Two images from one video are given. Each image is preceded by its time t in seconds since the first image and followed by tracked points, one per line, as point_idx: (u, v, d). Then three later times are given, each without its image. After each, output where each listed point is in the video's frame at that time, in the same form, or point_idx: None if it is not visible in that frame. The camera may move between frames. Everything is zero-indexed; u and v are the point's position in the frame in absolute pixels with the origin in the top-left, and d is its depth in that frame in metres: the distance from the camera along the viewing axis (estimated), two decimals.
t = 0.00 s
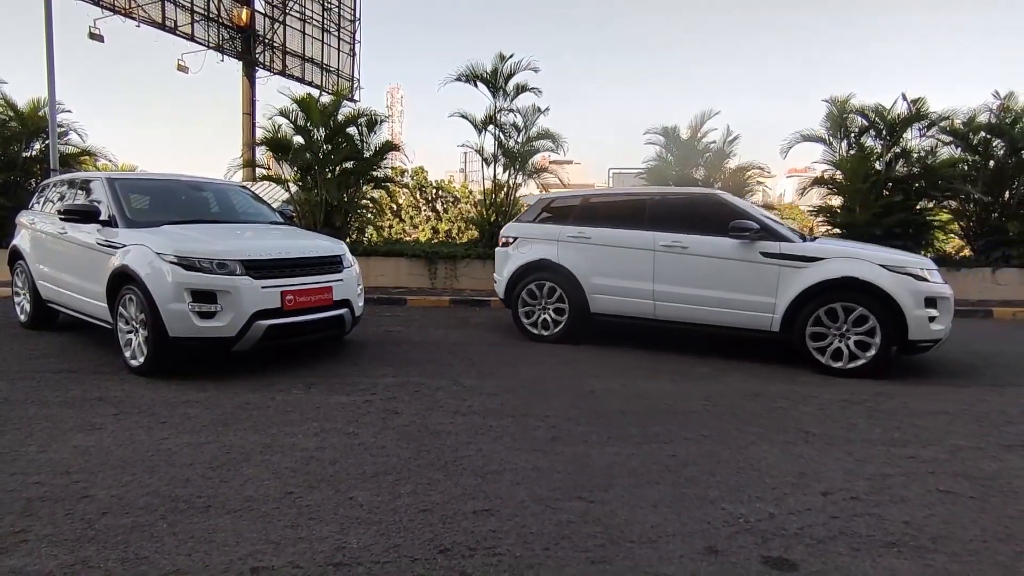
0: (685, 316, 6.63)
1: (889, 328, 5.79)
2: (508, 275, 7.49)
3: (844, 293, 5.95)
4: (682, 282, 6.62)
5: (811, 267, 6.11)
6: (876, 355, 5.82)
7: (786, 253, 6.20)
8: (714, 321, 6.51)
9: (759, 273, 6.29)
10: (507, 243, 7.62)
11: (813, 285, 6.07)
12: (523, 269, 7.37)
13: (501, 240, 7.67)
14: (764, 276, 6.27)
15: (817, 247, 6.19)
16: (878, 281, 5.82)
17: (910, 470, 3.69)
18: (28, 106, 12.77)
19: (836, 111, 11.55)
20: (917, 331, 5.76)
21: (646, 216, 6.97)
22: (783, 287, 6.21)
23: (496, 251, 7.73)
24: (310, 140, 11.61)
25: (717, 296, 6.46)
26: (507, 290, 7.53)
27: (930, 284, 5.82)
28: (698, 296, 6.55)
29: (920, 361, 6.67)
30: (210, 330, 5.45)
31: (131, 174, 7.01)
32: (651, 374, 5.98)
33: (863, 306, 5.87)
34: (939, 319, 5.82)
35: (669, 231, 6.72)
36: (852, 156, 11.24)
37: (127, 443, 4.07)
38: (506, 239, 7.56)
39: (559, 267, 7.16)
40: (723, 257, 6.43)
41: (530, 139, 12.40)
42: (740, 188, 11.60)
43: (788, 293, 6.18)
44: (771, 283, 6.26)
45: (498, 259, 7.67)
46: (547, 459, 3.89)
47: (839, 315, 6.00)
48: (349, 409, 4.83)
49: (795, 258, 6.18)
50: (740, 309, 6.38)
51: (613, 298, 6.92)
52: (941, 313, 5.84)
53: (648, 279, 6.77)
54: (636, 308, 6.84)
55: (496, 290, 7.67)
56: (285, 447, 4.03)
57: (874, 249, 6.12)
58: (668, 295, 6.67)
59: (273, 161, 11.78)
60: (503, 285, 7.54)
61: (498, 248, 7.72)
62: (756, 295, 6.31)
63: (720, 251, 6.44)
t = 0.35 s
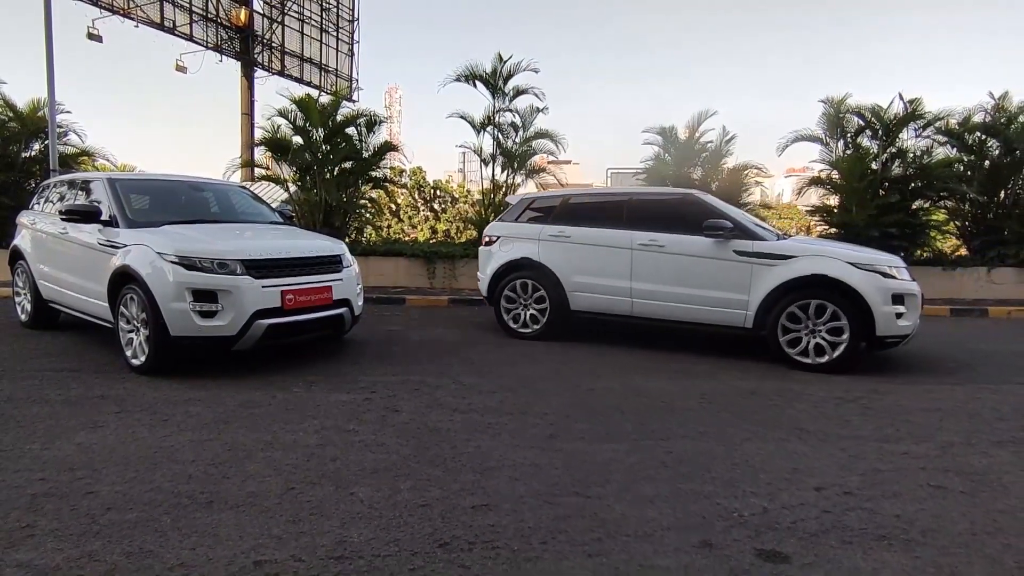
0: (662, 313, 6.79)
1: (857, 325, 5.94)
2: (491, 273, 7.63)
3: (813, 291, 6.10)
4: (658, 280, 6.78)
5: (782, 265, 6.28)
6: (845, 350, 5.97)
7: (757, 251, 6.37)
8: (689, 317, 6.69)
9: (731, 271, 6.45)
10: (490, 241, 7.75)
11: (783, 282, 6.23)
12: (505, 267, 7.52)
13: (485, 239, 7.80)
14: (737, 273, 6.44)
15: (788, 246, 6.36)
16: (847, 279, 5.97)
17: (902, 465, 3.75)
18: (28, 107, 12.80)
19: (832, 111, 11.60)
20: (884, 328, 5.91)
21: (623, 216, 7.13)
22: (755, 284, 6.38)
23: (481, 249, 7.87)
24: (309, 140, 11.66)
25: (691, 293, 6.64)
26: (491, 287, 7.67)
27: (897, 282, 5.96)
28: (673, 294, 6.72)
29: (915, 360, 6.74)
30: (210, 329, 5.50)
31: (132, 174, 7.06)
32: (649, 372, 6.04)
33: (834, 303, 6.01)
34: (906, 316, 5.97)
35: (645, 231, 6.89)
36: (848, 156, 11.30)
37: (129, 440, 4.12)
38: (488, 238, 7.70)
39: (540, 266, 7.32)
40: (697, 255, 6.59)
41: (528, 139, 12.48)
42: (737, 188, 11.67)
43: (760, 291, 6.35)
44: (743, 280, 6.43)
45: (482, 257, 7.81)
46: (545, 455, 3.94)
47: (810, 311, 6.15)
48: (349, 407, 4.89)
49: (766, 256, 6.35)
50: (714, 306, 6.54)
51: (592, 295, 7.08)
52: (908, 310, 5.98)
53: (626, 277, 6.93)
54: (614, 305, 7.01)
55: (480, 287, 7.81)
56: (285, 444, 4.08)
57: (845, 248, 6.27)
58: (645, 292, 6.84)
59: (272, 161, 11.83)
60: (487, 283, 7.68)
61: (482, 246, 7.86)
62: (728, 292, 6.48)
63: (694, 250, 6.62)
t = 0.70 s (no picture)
0: (645, 311, 6.89)
1: (832, 322, 6.04)
2: (477, 272, 7.72)
3: (790, 289, 6.20)
4: (640, 278, 6.88)
5: (759, 264, 6.38)
6: (821, 347, 6.08)
7: (736, 250, 6.48)
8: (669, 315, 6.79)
9: (711, 269, 6.55)
10: (477, 240, 7.84)
11: (761, 280, 6.34)
12: (491, 267, 7.61)
13: (472, 238, 7.88)
14: (716, 272, 6.54)
15: (766, 245, 6.46)
16: (822, 277, 6.07)
17: (895, 462, 3.80)
18: (27, 107, 12.83)
19: (829, 111, 11.64)
20: (858, 325, 6.02)
21: (606, 216, 7.23)
22: (733, 282, 6.48)
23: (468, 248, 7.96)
24: (308, 140, 11.67)
25: (672, 292, 6.74)
26: (477, 285, 7.76)
27: (872, 280, 6.07)
28: (655, 292, 6.82)
29: (910, 358, 6.79)
30: (211, 328, 5.53)
31: (132, 174, 7.09)
32: (646, 371, 6.09)
33: (809, 301, 6.12)
34: (880, 313, 6.07)
35: (626, 230, 6.98)
36: (845, 156, 11.33)
37: (131, 438, 4.15)
38: (476, 237, 7.77)
39: (525, 265, 7.41)
40: (678, 254, 6.69)
41: (527, 139, 12.54)
42: (735, 188, 11.71)
43: (739, 289, 6.45)
44: (722, 278, 6.53)
45: (469, 256, 7.90)
46: (543, 453, 3.98)
47: (786, 309, 6.25)
48: (349, 405, 4.93)
49: (745, 255, 6.45)
50: (694, 304, 6.65)
51: (575, 294, 7.18)
52: (883, 307, 6.08)
53: (609, 275, 7.02)
54: (597, 303, 7.10)
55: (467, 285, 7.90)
56: (284, 442, 4.12)
57: (821, 247, 6.36)
58: (627, 291, 6.93)
59: (270, 161, 11.86)
60: (473, 281, 7.77)
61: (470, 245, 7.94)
62: (708, 290, 6.59)
63: (675, 249, 6.72)
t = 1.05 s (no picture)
0: (627, 309, 6.93)
1: (809, 319, 6.11)
2: (463, 270, 7.76)
3: (768, 286, 6.26)
4: (622, 277, 6.92)
5: (738, 263, 6.44)
6: (798, 343, 6.14)
7: (716, 249, 6.53)
8: (650, 313, 6.84)
9: (691, 268, 6.61)
10: (463, 239, 7.86)
11: (739, 278, 6.40)
12: (476, 265, 7.64)
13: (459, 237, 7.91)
14: (697, 271, 6.60)
15: (745, 244, 6.52)
16: (799, 276, 6.14)
17: (890, 459, 3.83)
18: (26, 107, 12.81)
19: (826, 111, 11.67)
20: (834, 322, 6.10)
21: (589, 215, 7.27)
22: (712, 281, 6.54)
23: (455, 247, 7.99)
24: (307, 140, 11.69)
25: (654, 290, 6.79)
26: (463, 284, 7.80)
27: (847, 278, 6.15)
28: (638, 290, 6.86)
29: (906, 357, 6.84)
30: (212, 328, 5.56)
31: (131, 174, 7.11)
32: (644, 369, 6.12)
33: (787, 299, 6.18)
34: (856, 310, 6.15)
35: (608, 229, 7.03)
36: (842, 156, 11.37)
37: (132, 437, 4.18)
38: (461, 236, 7.79)
39: (509, 263, 7.45)
40: (658, 253, 6.74)
41: (525, 139, 12.58)
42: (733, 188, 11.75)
43: (719, 288, 6.51)
44: (702, 277, 6.59)
45: (455, 254, 7.93)
46: (542, 451, 4.02)
47: (765, 306, 6.30)
48: (349, 404, 4.96)
49: (724, 254, 6.51)
50: (676, 302, 6.70)
51: (558, 292, 7.22)
52: (858, 305, 6.16)
53: (591, 274, 7.07)
54: (581, 302, 7.14)
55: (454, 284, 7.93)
56: (285, 441, 4.15)
57: (799, 245, 6.43)
58: (609, 289, 6.98)
59: (270, 161, 11.88)
60: (459, 279, 7.81)
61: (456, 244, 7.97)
62: (688, 289, 6.65)
63: (656, 248, 6.76)
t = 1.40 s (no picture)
0: (616, 308, 6.96)
1: (793, 318, 6.16)
2: (452, 269, 7.78)
3: (752, 285, 6.30)
4: (610, 276, 6.94)
5: (724, 262, 6.47)
6: (780, 341, 6.20)
7: (701, 248, 6.56)
8: (637, 312, 6.87)
9: (678, 268, 6.64)
10: (452, 239, 7.88)
11: (724, 277, 6.44)
12: (466, 264, 7.66)
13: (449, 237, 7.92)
14: (683, 270, 6.63)
15: (730, 243, 6.55)
16: (783, 275, 6.18)
17: (885, 457, 3.86)
18: (25, 107, 12.76)
19: (824, 111, 11.71)
20: (818, 320, 6.15)
21: (577, 215, 7.29)
22: (697, 279, 6.58)
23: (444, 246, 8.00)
24: (305, 140, 11.70)
25: (640, 288, 6.82)
26: (453, 283, 7.81)
27: (831, 277, 6.20)
28: (626, 289, 6.88)
29: (902, 356, 6.88)
30: (211, 327, 5.58)
31: (130, 174, 7.12)
32: (642, 369, 6.15)
33: (771, 298, 6.22)
34: (839, 308, 6.20)
35: (596, 229, 7.05)
36: (840, 156, 11.41)
37: (132, 436, 4.19)
38: (452, 235, 7.79)
39: (498, 262, 7.48)
40: (645, 253, 6.77)
41: (523, 139, 12.61)
42: (731, 188, 11.78)
43: (704, 287, 6.54)
44: (687, 276, 6.62)
45: (445, 253, 7.94)
46: (540, 449, 4.04)
47: (751, 305, 6.35)
48: (348, 403, 4.98)
49: (710, 253, 6.54)
50: (663, 301, 6.73)
51: (546, 290, 7.24)
52: (841, 304, 6.21)
53: (579, 272, 7.10)
54: (569, 301, 7.16)
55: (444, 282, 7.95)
56: (285, 439, 4.17)
57: (783, 244, 6.47)
58: (598, 288, 7.00)
59: (268, 161, 11.88)
60: (449, 279, 7.83)
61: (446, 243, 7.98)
62: (674, 287, 6.68)
63: (642, 247, 6.79)
